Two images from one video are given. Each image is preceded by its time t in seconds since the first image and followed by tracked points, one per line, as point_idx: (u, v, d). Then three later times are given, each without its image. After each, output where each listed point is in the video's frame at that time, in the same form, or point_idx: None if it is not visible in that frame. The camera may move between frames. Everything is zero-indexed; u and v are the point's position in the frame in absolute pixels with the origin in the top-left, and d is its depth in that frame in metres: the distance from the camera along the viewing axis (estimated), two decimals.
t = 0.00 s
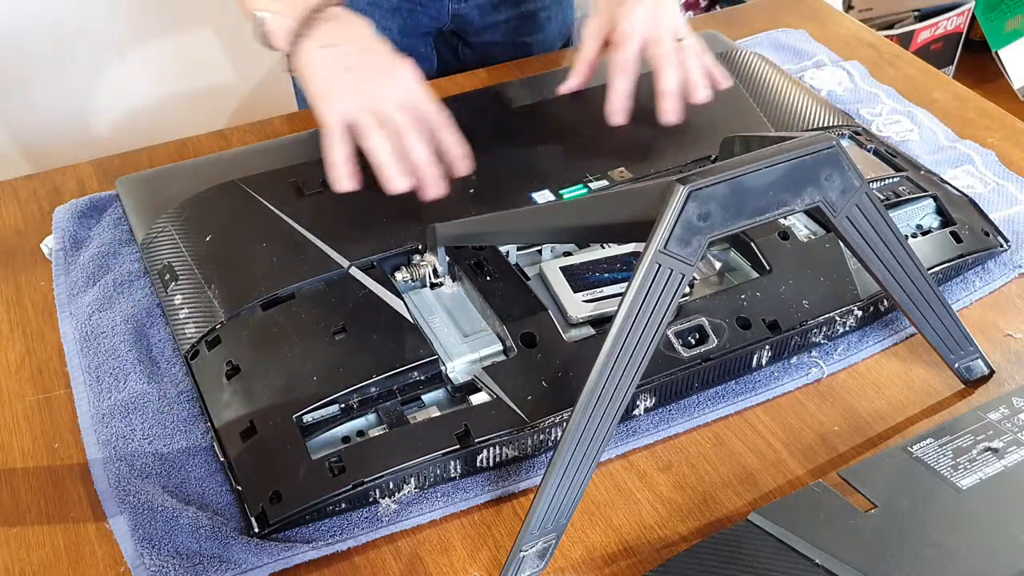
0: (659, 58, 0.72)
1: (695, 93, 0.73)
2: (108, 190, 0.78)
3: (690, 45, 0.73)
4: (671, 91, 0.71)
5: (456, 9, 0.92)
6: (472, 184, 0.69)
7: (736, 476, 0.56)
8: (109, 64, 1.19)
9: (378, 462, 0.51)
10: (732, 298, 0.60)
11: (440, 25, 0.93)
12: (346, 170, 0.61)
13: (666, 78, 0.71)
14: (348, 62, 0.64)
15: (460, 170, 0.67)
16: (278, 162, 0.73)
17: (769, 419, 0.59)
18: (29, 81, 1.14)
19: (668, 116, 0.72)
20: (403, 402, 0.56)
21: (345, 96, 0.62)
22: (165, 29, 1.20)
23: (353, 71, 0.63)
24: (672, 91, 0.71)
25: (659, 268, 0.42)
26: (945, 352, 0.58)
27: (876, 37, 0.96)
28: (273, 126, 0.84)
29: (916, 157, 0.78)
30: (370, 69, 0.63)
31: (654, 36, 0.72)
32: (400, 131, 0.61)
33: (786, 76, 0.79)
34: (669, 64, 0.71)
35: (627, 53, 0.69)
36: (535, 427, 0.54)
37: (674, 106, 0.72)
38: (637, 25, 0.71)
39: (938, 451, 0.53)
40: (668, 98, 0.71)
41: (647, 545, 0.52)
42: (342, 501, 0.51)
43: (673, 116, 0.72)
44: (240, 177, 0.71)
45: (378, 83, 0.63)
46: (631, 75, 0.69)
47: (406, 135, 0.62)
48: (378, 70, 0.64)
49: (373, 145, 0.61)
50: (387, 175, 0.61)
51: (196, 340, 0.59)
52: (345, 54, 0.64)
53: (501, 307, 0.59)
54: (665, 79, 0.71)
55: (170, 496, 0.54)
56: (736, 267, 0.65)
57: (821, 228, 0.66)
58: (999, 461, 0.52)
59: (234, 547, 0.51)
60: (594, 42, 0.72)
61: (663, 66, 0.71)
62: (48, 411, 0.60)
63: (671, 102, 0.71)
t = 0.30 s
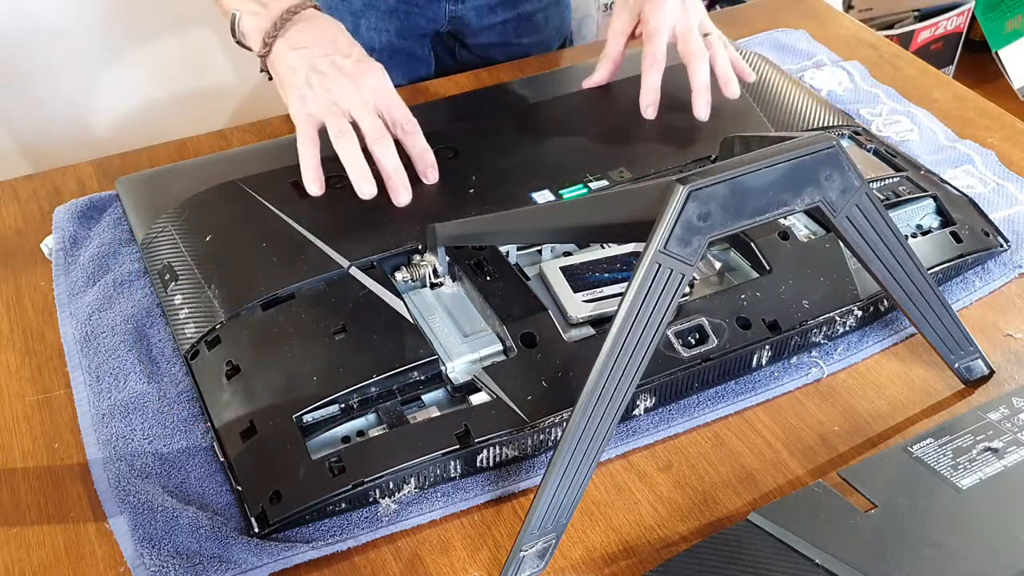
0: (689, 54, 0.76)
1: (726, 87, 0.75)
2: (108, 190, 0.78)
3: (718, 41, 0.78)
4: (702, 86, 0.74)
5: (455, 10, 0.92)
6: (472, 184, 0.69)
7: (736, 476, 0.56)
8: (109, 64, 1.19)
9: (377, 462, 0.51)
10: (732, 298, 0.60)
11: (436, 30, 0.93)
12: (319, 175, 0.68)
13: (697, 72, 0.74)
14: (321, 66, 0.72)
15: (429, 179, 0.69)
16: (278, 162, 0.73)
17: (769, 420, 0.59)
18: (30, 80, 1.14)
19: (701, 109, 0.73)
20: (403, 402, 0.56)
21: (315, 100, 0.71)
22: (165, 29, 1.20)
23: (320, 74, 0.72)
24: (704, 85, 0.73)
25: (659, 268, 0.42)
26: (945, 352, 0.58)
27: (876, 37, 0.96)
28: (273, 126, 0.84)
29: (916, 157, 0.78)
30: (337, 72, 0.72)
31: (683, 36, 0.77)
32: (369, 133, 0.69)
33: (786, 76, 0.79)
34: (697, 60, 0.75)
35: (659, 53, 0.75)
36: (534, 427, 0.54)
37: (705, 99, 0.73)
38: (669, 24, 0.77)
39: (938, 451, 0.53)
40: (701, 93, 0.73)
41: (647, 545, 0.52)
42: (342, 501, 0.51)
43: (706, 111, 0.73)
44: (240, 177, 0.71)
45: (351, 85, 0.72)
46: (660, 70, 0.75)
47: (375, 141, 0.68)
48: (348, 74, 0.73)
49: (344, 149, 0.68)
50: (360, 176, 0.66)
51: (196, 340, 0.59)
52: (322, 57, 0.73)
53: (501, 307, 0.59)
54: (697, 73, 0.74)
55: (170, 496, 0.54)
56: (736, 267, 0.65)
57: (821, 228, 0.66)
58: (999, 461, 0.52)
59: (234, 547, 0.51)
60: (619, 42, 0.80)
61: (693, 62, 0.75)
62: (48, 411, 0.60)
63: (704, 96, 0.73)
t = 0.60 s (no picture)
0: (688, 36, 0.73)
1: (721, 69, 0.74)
2: (108, 190, 0.78)
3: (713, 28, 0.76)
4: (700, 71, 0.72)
5: (453, 12, 0.92)
6: (472, 184, 0.69)
7: (736, 476, 0.56)
8: (109, 64, 1.19)
9: (377, 462, 0.51)
10: (732, 298, 0.60)
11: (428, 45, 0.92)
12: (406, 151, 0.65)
13: (697, 56, 0.72)
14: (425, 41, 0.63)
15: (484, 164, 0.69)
16: (278, 163, 0.73)
17: (769, 420, 0.59)
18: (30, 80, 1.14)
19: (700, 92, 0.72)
20: (404, 402, 0.56)
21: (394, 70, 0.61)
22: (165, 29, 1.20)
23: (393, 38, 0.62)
24: (703, 68, 0.72)
25: (659, 268, 0.42)
26: (945, 352, 0.58)
27: (876, 37, 0.96)
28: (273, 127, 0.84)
29: (916, 157, 0.78)
30: (406, 35, 0.62)
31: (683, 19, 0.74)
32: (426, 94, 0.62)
33: (785, 76, 0.79)
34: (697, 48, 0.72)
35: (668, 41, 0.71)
36: (535, 427, 0.54)
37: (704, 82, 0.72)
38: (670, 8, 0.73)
39: (938, 451, 0.53)
40: (700, 73, 0.71)
41: (647, 545, 0.52)
42: (342, 501, 0.51)
43: (705, 93, 0.72)
44: (240, 177, 0.71)
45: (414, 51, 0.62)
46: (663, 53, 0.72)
47: (428, 106, 0.62)
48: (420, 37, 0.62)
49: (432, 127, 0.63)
50: (405, 151, 0.64)
51: (196, 340, 0.59)
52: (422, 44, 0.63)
53: (501, 307, 0.59)
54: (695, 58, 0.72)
55: (170, 496, 0.54)
56: (736, 267, 0.65)
57: (821, 228, 0.66)
58: (999, 461, 0.52)
59: (234, 547, 0.51)
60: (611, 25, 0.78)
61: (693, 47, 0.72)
62: (48, 411, 0.60)
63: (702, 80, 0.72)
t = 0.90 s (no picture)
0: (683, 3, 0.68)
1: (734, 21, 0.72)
2: (108, 190, 0.78)
3: None
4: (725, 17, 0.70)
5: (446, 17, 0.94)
6: (472, 184, 0.69)
7: (736, 476, 0.56)
8: (110, 65, 1.19)
9: (377, 462, 0.51)
10: (732, 298, 0.60)
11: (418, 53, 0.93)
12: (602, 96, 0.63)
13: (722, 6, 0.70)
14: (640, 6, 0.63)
15: (661, 94, 0.64)
16: (278, 163, 0.73)
17: (769, 420, 0.59)
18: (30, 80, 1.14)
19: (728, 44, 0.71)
20: (403, 402, 0.56)
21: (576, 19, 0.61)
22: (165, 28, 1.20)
23: None
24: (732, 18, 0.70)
25: (659, 268, 0.42)
26: (945, 352, 0.58)
27: (876, 37, 0.96)
28: (272, 126, 0.84)
29: (915, 157, 0.78)
30: None
31: None
32: (645, 39, 0.62)
33: (786, 76, 0.79)
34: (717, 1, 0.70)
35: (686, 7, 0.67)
36: (534, 427, 0.54)
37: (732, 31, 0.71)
38: None
39: (938, 451, 0.53)
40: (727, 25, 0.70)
41: (647, 545, 0.52)
42: (342, 501, 0.51)
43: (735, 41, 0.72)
44: (240, 177, 0.71)
45: (575, 12, 0.61)
46: None
47: (619, 50, 0.62)
48: None
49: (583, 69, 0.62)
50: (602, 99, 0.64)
51: (196, 340, 0.59)
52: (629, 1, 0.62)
53: (501, 307, 0.59)
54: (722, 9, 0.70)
55: (170, 496, 0.54)
56: (735, 267, 0.65)
57: (821, 228, 0.65)
58: (999, 461, 0.52)
59: (234, 547, 0.51)
60: None
61: None
62: (48, 411, 0.60)
63: (732, 28, 0.71)
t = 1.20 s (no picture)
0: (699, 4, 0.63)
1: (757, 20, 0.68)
2: (108, 190, 0.78)
3: None
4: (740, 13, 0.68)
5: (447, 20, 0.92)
6: (472, 184, 0.69)
7: (736, 476, 0.56)
8: (110, 65, 1.19)
9: (377, 462, 0.51)
10: (732, 298, 0.60)
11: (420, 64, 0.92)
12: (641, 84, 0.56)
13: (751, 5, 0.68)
14: None
15: (697, 90, 0.54)
16: (278, 163, 0.73)
17: (769, 419, 0.59)
18: (31, 80, 1.14)
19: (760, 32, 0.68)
20: (403, 402, 0.56)
21: (618, 3, 0.56)
22: (165, 28, 1.20)
23: None
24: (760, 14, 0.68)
25: (659, 268, 0.42)
26: (945, 353, 0.58)
27: (876, 37, 0.96)
28: (272, 126, 0.84)
29: (915, 157, 0.78)
30: None
31: None
32: (684, 29, 0.56)
33: (786, 76, 0.79)
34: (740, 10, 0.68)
35: None
36: (534, 427, 0.54)
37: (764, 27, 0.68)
38: None
39: (938, 451, 0.53)
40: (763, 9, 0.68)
41: (647, 545, 0.52)
42: (342, 501, 0.51)
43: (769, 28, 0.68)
44: (240, 177, 0.71)
45: None
46: None
47: (656, 38, 0.55)
48: None
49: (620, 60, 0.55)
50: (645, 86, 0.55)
51: (196, 340, 0.59)
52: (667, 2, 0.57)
53: (501, 307, 0.59)
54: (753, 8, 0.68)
55: (170, 496, 0.54)
56: (736, 267, 0.65)
57: (821, 228, 0.65)
58: (999, 461, 0.52)
59: (234, 547, 0.51)
60: None
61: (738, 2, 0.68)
62: (47, 411, 0.60)
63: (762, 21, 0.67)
